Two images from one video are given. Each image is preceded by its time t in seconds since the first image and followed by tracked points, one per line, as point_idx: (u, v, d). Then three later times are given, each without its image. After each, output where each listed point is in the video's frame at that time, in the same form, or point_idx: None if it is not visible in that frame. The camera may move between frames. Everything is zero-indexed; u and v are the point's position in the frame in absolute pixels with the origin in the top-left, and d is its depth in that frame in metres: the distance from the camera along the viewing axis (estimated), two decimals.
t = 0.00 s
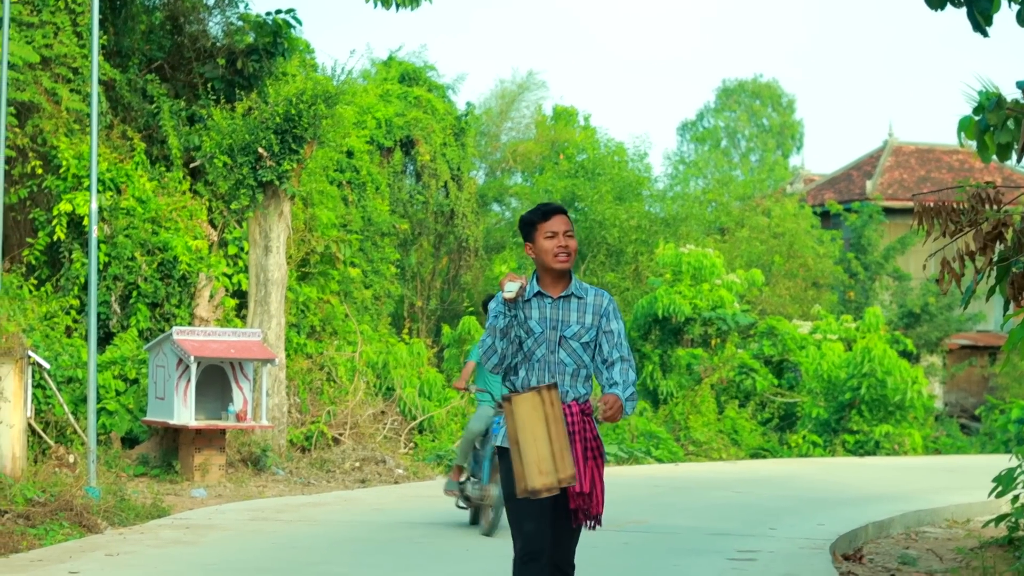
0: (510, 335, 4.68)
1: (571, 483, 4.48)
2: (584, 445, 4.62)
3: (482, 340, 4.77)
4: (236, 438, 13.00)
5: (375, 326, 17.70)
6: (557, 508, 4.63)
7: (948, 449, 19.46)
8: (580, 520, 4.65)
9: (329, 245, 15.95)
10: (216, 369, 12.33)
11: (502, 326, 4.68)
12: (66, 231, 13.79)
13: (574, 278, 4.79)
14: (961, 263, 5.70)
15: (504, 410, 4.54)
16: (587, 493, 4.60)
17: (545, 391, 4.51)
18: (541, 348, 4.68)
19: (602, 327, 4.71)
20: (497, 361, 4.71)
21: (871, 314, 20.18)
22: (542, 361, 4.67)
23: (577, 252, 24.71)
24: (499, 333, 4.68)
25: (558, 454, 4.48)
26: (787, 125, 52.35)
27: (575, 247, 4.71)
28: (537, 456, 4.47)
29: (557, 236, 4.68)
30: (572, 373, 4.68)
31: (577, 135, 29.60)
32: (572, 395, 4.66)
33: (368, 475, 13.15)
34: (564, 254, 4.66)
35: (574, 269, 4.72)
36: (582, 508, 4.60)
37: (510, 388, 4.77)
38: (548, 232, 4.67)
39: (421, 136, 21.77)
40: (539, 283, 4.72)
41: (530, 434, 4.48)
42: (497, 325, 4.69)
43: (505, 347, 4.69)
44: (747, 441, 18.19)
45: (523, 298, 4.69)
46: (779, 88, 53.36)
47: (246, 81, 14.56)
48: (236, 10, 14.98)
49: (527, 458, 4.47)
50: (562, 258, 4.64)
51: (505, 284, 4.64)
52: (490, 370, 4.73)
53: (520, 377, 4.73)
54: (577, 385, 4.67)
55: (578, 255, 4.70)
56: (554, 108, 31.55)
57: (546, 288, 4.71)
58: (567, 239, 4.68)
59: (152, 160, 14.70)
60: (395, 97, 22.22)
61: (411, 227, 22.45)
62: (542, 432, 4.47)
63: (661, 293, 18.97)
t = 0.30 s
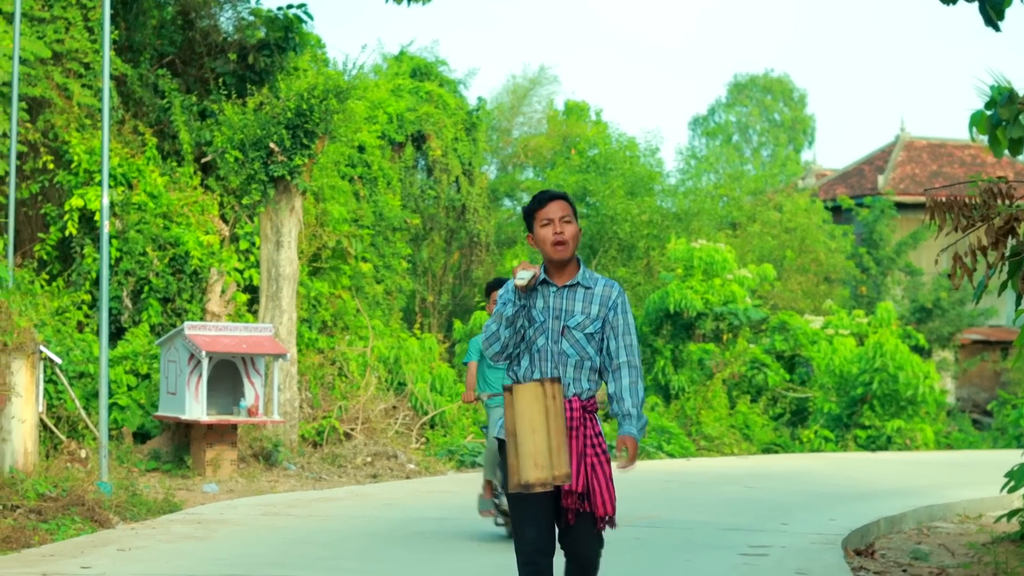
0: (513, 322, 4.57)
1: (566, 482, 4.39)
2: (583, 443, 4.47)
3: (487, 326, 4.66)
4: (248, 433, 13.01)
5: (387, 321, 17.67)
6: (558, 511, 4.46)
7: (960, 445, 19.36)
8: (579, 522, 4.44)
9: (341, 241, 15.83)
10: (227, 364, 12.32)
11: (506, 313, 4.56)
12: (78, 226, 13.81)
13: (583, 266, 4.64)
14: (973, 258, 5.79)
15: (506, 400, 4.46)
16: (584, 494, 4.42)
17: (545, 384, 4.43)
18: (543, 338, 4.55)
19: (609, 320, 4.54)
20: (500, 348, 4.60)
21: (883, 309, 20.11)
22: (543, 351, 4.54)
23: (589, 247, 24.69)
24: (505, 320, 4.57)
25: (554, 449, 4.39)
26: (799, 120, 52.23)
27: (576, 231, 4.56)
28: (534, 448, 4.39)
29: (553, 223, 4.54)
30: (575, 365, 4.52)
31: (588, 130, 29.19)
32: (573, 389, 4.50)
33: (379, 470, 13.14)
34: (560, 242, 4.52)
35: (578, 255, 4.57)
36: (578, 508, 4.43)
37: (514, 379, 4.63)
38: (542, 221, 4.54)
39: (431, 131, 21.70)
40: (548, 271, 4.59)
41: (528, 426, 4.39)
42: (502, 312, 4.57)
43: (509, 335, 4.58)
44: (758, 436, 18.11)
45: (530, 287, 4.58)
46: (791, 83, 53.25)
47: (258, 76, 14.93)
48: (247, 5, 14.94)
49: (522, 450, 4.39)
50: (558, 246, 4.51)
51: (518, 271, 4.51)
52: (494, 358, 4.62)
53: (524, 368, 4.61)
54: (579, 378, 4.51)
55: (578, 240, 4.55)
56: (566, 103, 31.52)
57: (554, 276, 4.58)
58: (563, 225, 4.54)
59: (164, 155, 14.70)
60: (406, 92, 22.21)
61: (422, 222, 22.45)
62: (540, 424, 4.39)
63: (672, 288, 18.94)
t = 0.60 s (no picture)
0: (523, 311, 4.45)
1: (529, 483, 4.30)
2: (581, 436, 4.41)
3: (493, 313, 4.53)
4: (261, 428, 12.96)
5: (400, 317, 17.63)
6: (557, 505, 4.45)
7: (974, 440, 19.28)
8: (577, 518, 4.40)
9: (353, 236, 15.87)
10: (240, 359, 12.33)
11: (517, 302, 4.45)
12: (91, 222, 13.83)
13: (595, 257, 4.58)
14: (986, 252, 5.94)
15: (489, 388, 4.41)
16: (577, 489, 4.38)
17: (529, 377, 4.36)
18: (551, 330, 4.47)
19: (621, 316, 4.50)
20: (507, 337, 4.47)
21: (896, 304, 20.03)
22: (550, 345, 4.47)
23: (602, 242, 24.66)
24: (515, 309, 4.44)
25: (525, 447, 4.31)
26: (812, 115, 52.07)
27: (590, 220, 4.48)
28: (505, 442, 4.30)
29: (566, 211, 4.46)
30: (581, 360, 4.46)
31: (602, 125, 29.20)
32: (578, 383, 4.45)
33: (392, 466, 13.16)
34: (572, 231, 4.45)
35: (593, 244, 4.50)
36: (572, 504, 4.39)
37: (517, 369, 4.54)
38: (555, 207, 4.46)
39: (444, 126, 21.64)
40: (560, 261, 4.53)
41: (503, 418, 4.31)
42: (512, 302, 4.45)
43: (517, 324, 4.46)
44: (771, 431, 18.00)
45: (542, 276, 4.50)
46: (803, 78, 53.12)
47: (271, 71, 14.82)
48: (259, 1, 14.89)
49: (492, 441, 4.32)
50: (571, 235, 4.45)
51: (527, 260, 4.43)
52: (499, 346, 4.50)
53: (527, 359, 4.52)
54: (585, 373, 4.46)
55: (591, 229, 4.48)
56: (579, 99, 31.49)
57: (566, 267, 4.52)
58: (576, 215, 4.45)
59: (177, 150, 14.69)
60: (420, 87, 22.19)
61: (435, 217, 22.41)
62: (514, 419, 4.31)
63: (685, 283, 18.91)
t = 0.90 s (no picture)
0: (537, 312, 4.36)
1: (535, 496, 4.20)
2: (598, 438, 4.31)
3: (507, 315, 4.44)
4: (275, 424, 13.02)
5: (414, 312, 17.61)
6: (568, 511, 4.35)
7: (988, 436, 19.19)
8: (587, 523, 4.28)
9: (368, 231, 15.86)
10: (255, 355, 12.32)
11: (531, 302, 4.36)
12: (105, 218, 13.85)
13: (613, 254, 4.47)
14: (1002, 248, 5.90)
15: (496, 398, 4.35)
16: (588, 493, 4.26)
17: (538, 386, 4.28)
18: (567, 329, 4.36)
19: (640, 312, 4.36)
20: (522, 340, 4.38)
21: (911, 300, 19.93)
22: (567, 344, 4.35)
23: (616, 238, 24.64)
24: (529, 310, 4.35)
25: (530, 459, 4.22)
26: (827, 110, 51.90)
27: (608, 217, 4.39)
28: (510, 455, 4.22)
29: (585, 204, 4.37)
30: (599, 359, 4.33)
31: (615, 121, 29.18)
32: (595, 383, 4.33)
33: (406, 461, 13.16)
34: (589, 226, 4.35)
35: (611, 244, 4.40)
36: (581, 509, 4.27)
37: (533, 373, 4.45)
38: (574, 200, 4.37)
39: (459, 122, 21.64)
40: (576, 259, 4.42)
41: (508, 430, 4.24)
42: (526, 302, 4.36)
43: (533, 327, 4.37)
44: (785, 427, 17.91)
45: (557, 274, 4.40)
46: (818, 74, 53.02)
47: (285, 67, 14.87)
48: None
49: (498, 455, 4.24)
50: (587, 230, 4.35)
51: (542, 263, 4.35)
52: (514, 349, 4.40)
53: (543, 360, 4.40)
54: (603, 373, 4.34)
55: (609, 227, 4.38)
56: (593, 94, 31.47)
57: (583, 264, 4.41)
58: (594, 209, 4.36)
59: (191, 147, 14.69)
60: (434, 83, 22.19)
61: (449, 213, 22.36)
62: (519, 430, 4.23)
63: (700, 279, 18.86)
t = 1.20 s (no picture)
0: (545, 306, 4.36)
1: (596, 492, 4.18)
2: (619, 433, 4.33)
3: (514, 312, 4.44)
4: (287, 420, 13.04)
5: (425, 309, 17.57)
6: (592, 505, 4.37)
7: (1000, 433, 19.11)
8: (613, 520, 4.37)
9: (379, 228, 15.86)
10: (266, 352, 12.31)
11: (537, 296, 4.35)
12: (117, 214, 13.90)
13: (620, 240, 4.49)
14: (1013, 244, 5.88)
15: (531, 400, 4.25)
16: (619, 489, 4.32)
17: (574, 383, 4.22)
18: (578, 321, 4.39)
19: (651, 299, 4.41)
20: (533, 335, 4.38)
21: (922, 296, 19.87)
22: (579, 336, 4.38)
23: (627, 235, 24.59)
24: (536, 304, 4.35)
25: (583, 458, 4.18)
26: (837, 107, 51.84)
27: (613, 201, 4.36)
28: (563, 457, 4.16)
29: (588, 190, 4.35)
30: (614, 350, 4.37)
31: (626, 118, 28.66)
32: (612, 374, 4.36)
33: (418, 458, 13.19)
34: (592, 212, 4.35)
35: (615, 227, 4.41)
36: (618, 505, 4.34)
37: (547, 368, 4.48)
38: (576, 185, 4.36)
39: (469, 118, 21.89)
40: (583, 247, 4.46)
41: (556, 431, 4.18)
42: (533, 296, 4.35)
43: (542, 320, 4.37)
44: (797, 424, 18.07)
45: (563, 265, 4.43)
46: (828, 70, 52.94)
47: (297, 64, 14.97)
48: None
49: (550, 457, 4.17)
50: (591, 217, 4.34)
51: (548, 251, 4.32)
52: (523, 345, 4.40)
53: (556, 353, 4.44)
54: (619, 364, 4.37)
55: (613, 212, 4.36)
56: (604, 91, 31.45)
57: (589, 252, 4.45)
58: (598, 195, 4.34)
59: (202, 143, 14.70)
60: (445, 80, 22.20)
61: (461, 211, 22.18)
62: (569, 430, 4.17)
63: (710, 275, 18.82)
